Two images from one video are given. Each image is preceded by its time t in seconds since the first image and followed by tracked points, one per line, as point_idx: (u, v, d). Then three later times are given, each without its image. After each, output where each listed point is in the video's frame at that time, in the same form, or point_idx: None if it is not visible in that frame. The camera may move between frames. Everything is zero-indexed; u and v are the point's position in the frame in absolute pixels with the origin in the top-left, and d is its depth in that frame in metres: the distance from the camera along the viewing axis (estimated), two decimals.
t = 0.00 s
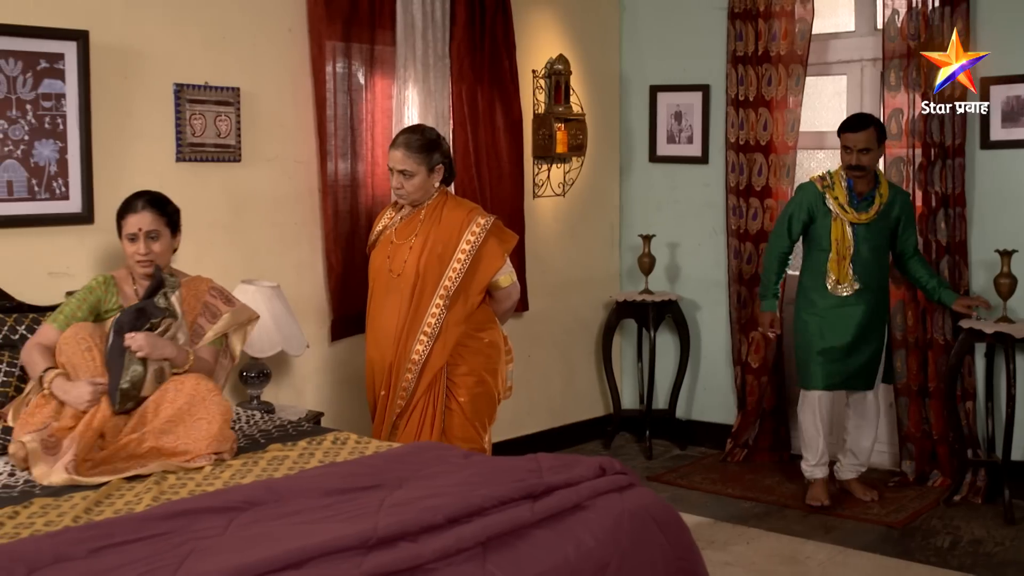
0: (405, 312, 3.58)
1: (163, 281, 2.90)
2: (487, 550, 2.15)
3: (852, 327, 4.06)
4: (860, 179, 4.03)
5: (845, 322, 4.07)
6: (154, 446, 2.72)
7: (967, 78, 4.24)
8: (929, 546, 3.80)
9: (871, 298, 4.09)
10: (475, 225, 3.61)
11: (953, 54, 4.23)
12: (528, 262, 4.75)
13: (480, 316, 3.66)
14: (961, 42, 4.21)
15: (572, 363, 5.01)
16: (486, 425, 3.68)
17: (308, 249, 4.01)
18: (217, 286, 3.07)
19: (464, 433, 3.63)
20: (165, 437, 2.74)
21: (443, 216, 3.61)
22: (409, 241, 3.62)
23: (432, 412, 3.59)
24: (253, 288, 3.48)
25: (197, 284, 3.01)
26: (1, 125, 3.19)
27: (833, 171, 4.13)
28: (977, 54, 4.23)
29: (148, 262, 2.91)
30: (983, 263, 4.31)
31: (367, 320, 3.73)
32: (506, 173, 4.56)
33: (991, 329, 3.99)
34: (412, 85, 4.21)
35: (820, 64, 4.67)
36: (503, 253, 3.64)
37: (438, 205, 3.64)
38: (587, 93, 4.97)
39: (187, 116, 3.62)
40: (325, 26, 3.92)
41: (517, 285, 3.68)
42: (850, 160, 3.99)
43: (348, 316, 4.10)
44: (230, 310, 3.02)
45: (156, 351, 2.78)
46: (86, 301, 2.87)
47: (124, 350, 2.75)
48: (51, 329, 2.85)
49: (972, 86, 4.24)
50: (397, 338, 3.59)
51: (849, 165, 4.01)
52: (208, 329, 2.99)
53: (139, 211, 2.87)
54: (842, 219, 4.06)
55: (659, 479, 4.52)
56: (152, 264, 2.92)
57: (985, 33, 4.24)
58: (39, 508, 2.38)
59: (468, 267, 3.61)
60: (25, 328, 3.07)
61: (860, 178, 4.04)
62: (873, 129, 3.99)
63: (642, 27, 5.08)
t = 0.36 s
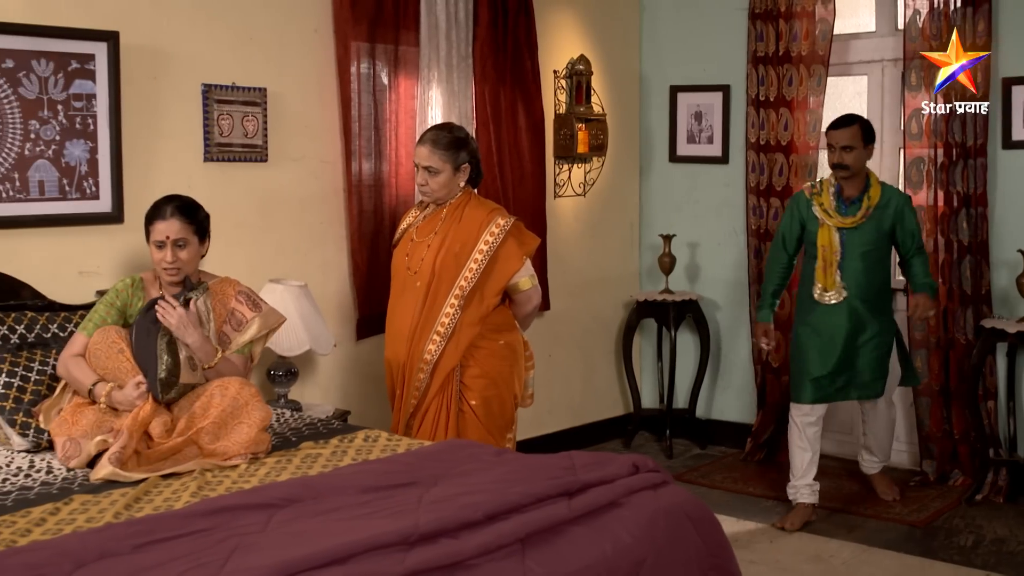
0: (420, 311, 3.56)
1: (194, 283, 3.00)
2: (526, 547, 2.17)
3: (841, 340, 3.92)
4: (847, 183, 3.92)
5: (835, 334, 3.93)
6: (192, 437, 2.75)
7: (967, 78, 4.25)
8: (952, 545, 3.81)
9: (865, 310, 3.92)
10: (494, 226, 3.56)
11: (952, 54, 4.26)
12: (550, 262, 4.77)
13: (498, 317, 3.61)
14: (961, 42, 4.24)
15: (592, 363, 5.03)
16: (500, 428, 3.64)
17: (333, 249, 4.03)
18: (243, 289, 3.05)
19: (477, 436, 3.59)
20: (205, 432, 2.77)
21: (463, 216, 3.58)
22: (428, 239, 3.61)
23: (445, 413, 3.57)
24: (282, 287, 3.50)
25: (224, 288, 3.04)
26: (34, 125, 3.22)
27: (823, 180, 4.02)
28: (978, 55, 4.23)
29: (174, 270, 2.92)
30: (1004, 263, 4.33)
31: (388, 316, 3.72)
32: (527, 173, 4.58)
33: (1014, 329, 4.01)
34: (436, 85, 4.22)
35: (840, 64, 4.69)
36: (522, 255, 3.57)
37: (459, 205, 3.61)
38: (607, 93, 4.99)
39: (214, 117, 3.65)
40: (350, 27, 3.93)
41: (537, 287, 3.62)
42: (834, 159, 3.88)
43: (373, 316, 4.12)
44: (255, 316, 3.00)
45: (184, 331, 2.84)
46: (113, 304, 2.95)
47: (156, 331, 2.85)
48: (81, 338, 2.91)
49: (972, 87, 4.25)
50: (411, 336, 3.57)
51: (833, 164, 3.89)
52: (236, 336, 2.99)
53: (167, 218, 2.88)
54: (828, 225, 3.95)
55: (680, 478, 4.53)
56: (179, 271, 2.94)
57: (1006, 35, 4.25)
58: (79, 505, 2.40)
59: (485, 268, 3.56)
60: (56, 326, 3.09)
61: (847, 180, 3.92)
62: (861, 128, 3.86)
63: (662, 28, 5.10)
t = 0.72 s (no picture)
0: (444, 313, 3.58)
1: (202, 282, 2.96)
2: (558, 544, 2.18)
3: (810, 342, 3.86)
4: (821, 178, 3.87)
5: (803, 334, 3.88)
6: (225, 434, 2.79)
7: (967, 78, 4.28)
8: (971, 544, 3.82)
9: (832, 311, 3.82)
10: (520, 227, 3.58)
11: (953, 53, 4.30)
12: (568, 262, 4.78)
13: (522, 319, 3.63)
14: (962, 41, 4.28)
15: (608, 362, 5.04)
16: (524, 431, 3.65)
17: (353, 249, 4.05)
18: (249, 280, 3.06)
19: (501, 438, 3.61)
20: (240, 428, 2.81)
21: (488, 216, 3.60)
22: (452, 241, 3.62)
23: (469, 416, 3.59)
24: (304, 287, 3.52)
25: (230, 282, 3.04)
26: (59, 124, 3.24)
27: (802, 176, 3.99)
28: (978, 55, 4.26)
29: (185, 275, 2.91)
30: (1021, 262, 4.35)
31: (410, 317, 3.74)
32: (545, 172, 4.60)
33: None
34: (455, 85, 4.24)
35: (857, 65, 4.70)
36: (548, 256, 3.59)
37: (483, 206, 3.63)
38: (623, 94, 5.00)
39: (237, 117, 3.66)
40: (371, 27, 3.95)
41: (562, 287, 3.65)
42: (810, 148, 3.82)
43: (393, 315, 4.14)
44: (265, 307, 3.01)
45: (189, 329, 2.80)
46: (126, 308, 2.94)
47: (166, 336, 2.80)
48: (95, 343, 2.91)
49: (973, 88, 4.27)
50: (434, 339, 3.58)
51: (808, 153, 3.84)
52: (247, 331, 3.01)
53: (177, 224, 2.85)
54: (799, 220, 3.92)
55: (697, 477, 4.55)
56: (189, 276, 2.92)
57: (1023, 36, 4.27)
58: (112, 502, 2.42)
59: (510, 270, 3.57)
60: (82, 326, 3.12)
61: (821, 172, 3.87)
62: (838, 117, 3.80)
63: (678, 28, 5.11)
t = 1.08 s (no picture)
0: (465, 314, 3.59)
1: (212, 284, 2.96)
2: (587, 541, 2.20)
3: (787, 356, 3.66)
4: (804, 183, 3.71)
5: (783, 349, 3.69)
6: (249, 438, 2.79)
7: (967, 78, 4.32)
8: (988, 543, 3.83)
9: (811, 324, 3.62)
10: (540, 228, 3.60)
11: (953, 53, 4.35)
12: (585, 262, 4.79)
13: (542, 320, 3.66)
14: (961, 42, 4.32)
15: (622, 362, 5.05)
16: (543, 430, 3.69)
17: (371, 249, 4.06)
18: (260, 277, 3.04)
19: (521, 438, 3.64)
20: (263, 430, 2.82)
21: (508, 217, 3.61)
22: (471, 242, 3.63)
23: (490, 416, 3.62)
24: (325, 287, 3.54)
25: (241, 279, 3.02)
26: (83, 125, 3.25)
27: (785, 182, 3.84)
28: (978, 55, 4.29)
29: (196, 277, 2.90)
30: None
31: (427, 316, 3.75)
32: (562, 172, 4.61)
33: None
34: (473, 86, 4.26)
35: (872, 65, 4.72)
36: (568, 257, 3.62)
37: (502, 207, 3.64)
38: (638, 94, 5.02)
39: (257, 117, 3.68)
40: (390, 28, 3.96)
41: (580, 288, 3.68)
42: (795, 148, 3.66)
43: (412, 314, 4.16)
44: (277, 303, 3.00)
45: (199, 335, 2.80)
46: (142, 307, 2.93)
47: (177, 346, 2.81)
48: (113, 343, 2.90)
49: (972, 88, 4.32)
50: (454, 339, 3.59)
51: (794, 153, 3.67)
52: (259, 329, 2.99)
53: (193, 227, 2.85)
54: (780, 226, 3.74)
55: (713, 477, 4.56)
56: (199, 278, 2.92)
57: None
58: (142, 500, 2.44)
59: (531, 272, 3.59)
60: (105, 325, 3.14)
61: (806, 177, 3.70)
62: (827, 119, 3.65)
63: (693, 28, 5.12)
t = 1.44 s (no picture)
0: (478, 315, 3.59)
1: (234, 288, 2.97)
2: (612, 539, 2.21)
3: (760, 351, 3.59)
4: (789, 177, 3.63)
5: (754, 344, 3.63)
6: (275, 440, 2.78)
7: (967, 78, 4.37)
8: (1001, 542, 3.84)
9: (782, 317, 3.55)
10: (551, 227, 3.60)
11: (954, 53, 4.42)
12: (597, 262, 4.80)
13: (555, 317, 3.67)
14: (961, 41, 4.38)
15: (634, 361, 5.06)
16: (559, 426, 3.72)
17: (385, 249, 4.08)
18: (282, 281, 3.07)
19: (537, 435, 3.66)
20: (287, 433, 2.81)
21: (518, 216, 3.62)
22: (482, 242, 3.63)
23: (506, 414, 3.64)
24: (342, 286, 3.55)
25: (263, 283, 3.04)
26: (102, 125, 3.27)
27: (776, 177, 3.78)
28: (978, 54, 4.33)
29: (219, 280, 2.92)
30: None
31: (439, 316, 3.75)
32: (575, 172, 4.63)
33: None
34: (487, 86, 4.27)
35: (884, 66, 4.73)
36: (579, 255, 3.63)
37: (511, 206, 3.65)
38: (650, 94, 5.03)
39: (274, 117, 3.69)
40: (405, 28, 3.98)
41: (591, 286, 3.69)
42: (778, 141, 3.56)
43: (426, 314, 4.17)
44: (299, 308, 3.03)
45: (219, 341, 2.81)
46: (164, 308, 2.94)
47: (198, 355, 2.82)
48: (133, 344, 2.92)
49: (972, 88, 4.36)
50: (468, 340, 3.60)
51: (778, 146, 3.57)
52: (280, 333, 3.02)
53: (213, 229, 2.86)
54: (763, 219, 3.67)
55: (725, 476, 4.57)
56: (223, 280, 2.93)
57: None
58: (166, 498, 2.45)
59: (542, 270, 3.60)
60: (125, 324, 3.15)
61: (791, 169, 3.62)
62: (812, 111, 3.51)
63: (705, 29, 5.14)
